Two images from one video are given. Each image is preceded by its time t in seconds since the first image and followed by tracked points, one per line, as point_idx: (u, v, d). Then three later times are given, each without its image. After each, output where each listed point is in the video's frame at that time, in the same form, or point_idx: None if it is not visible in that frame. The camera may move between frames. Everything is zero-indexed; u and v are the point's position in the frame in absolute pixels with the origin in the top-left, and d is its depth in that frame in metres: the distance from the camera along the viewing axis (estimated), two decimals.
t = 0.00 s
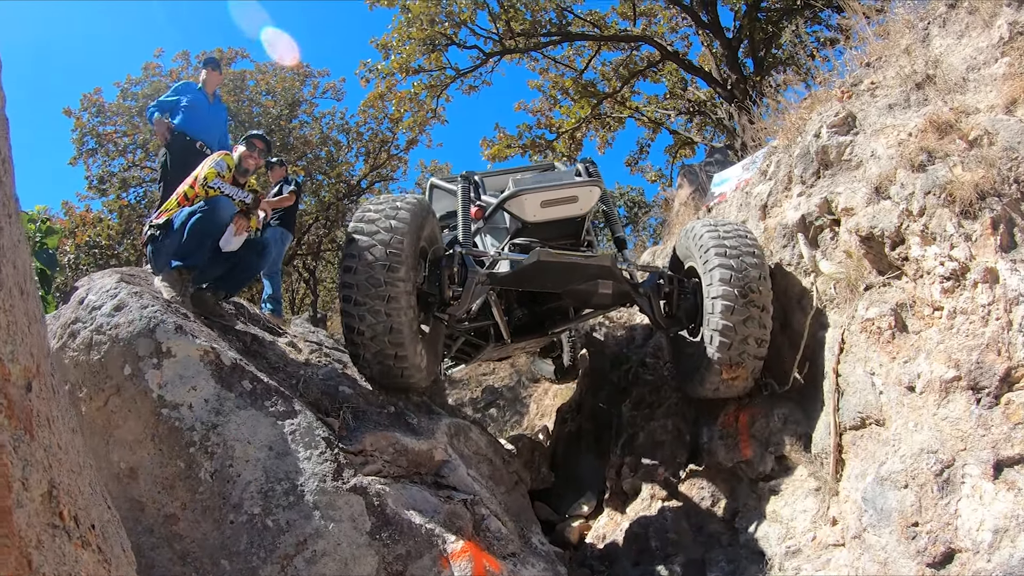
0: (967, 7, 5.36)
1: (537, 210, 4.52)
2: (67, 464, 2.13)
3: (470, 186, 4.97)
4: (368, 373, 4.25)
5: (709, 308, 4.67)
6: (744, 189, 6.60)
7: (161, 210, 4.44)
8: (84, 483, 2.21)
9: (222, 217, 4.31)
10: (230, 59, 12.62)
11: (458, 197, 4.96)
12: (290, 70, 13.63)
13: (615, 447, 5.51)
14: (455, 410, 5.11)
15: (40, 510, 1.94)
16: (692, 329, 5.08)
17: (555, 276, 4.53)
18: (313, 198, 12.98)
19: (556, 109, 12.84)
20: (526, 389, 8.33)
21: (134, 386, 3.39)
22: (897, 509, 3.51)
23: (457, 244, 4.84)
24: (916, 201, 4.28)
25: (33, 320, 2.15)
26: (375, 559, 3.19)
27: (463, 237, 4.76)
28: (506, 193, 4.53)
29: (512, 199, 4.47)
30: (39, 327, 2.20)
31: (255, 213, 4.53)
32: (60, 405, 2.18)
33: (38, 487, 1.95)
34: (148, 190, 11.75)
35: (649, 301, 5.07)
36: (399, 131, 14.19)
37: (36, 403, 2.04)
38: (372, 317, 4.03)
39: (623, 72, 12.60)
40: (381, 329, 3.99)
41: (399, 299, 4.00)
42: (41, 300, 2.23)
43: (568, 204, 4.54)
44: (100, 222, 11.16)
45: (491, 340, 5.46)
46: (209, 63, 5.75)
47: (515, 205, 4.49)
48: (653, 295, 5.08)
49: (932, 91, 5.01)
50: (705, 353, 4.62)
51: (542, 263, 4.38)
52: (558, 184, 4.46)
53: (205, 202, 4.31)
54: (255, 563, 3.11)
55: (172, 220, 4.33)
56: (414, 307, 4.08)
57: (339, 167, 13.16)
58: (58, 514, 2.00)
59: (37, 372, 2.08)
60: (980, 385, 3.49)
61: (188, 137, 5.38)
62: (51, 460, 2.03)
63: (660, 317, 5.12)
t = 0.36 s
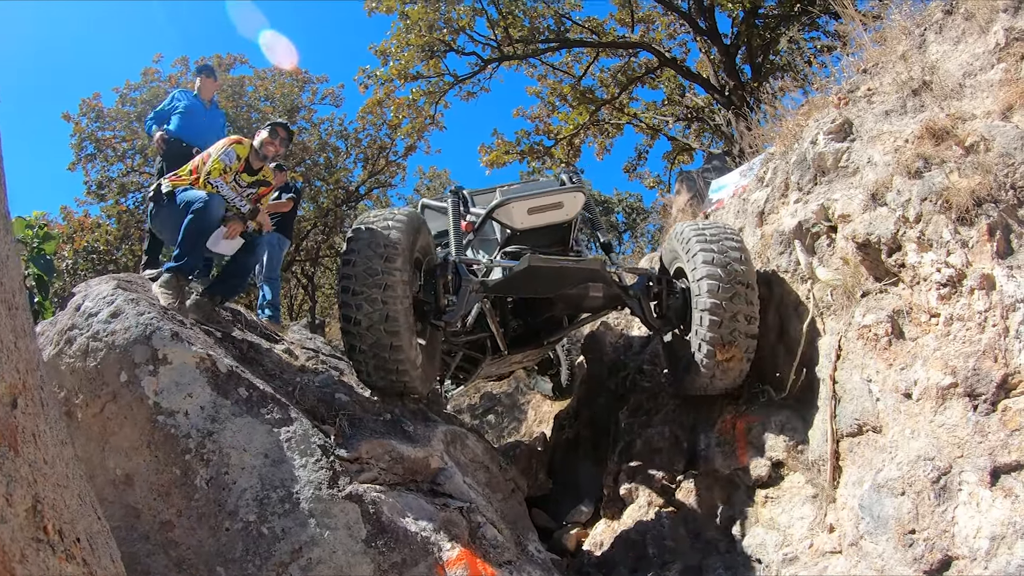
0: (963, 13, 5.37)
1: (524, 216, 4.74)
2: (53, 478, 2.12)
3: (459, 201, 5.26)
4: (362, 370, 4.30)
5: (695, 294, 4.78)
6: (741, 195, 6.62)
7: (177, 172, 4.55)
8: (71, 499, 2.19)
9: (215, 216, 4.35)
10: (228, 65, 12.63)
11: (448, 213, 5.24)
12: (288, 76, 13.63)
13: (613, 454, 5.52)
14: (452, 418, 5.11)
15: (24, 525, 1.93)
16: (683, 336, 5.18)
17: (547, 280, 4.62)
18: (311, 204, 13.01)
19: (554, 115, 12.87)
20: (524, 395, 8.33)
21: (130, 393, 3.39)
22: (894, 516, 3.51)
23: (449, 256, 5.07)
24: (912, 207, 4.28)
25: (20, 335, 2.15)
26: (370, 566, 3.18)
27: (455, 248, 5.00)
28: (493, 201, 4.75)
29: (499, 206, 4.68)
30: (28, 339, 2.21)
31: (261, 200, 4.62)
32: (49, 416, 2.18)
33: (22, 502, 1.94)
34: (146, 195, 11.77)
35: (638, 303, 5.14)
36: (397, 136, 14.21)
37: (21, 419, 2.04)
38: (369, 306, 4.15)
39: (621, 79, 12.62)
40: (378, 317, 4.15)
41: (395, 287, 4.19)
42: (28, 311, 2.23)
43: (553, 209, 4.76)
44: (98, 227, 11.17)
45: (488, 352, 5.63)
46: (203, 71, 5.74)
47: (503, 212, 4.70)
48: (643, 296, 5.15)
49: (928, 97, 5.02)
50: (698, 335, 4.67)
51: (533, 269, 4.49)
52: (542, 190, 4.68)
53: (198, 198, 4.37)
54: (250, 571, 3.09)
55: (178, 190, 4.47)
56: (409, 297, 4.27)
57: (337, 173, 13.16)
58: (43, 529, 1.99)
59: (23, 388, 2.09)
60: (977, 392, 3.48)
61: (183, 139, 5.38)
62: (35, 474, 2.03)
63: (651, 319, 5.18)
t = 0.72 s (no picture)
0: (961, 16, 5.38)
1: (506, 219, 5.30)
2: (41, 476, 2.11)
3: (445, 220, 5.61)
4: (354, 343, 4.43)
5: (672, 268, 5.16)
6: (740, 198, 6.62)
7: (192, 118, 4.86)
8: (60, 496, 2.19)
9: (203, 214, 4.34)
10: (228, 66, 12.64)
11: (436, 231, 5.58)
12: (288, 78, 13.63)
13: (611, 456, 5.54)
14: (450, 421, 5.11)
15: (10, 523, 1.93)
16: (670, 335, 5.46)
17: (536, 276, 4.92)
18: (310, 206, 13.03)
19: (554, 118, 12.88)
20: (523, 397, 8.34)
21: (127, 395, 3.38)
22: (891, 519, 3.51)
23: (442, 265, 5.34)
24: (910, 210, 4.29)
25: (11, 335, 2.16)
26: (367, 569, 3.19)
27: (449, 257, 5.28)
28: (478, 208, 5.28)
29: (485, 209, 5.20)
30: (20, 339, 2.22)
31: (267, 154, 4.90)
32: (38, 415, 2.18)
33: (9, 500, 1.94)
34: (146, 197, 11.77)
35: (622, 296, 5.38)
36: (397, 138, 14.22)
37: (9, 418, 2.03)
38: (367, 275, 4.41)
39: (620, 81, 12.63)
40: (374, 286, 4.38)
41: (389, 258, 4.47)
42: (20, 310, 2.23)
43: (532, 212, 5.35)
44: (97, 228, 11.16)
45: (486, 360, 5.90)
46: (201, 73, 5.76)
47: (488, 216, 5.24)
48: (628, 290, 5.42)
49: (926, 100, 5.02)
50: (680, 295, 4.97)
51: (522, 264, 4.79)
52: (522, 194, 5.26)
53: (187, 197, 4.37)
54: (246, 573, 3.09)
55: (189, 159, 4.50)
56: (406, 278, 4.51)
57: (337, 175, 13.15)
58: (28, 525, 1.99)
59: (12, 387, 2.09)
60: (974, 396, 3.48)
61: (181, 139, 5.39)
62: (22, 473, 2.03)
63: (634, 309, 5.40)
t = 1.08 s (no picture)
0: (962, 18, 5.37)
1: (501, 223, 5.45)
2: (33, 479, 2.10)
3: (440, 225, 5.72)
4: (354, 330, 4.40)
5: (665, 259, 5.21)
6: (739, 199, 6.63)
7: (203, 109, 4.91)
8: (54, 499, 2.17)
9: (202, 218, 4.36)
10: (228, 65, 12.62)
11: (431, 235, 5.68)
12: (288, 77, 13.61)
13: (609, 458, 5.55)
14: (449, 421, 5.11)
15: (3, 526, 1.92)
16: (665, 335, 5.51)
17: (534, 277, 5.00)
18: (309, 205, 13.03)
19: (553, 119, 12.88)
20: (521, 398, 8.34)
21: (124, 394, 3.36)
22: (890, 521, 3.50)
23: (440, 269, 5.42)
24: (909, 212, 4.28)
25: (4, 336, 2.14)
26: (364, 569, 3.18)
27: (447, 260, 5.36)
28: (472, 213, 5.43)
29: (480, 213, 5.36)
30: (14, 339, 2.21)
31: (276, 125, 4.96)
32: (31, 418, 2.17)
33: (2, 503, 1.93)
34: (145, 195, 11.76)
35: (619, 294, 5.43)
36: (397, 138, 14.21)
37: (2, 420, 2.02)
38: (367, 264, 4.44)
39: (619, 82, 12.62)
40: (375, 272, 4.40)
41: (390, 249, 4.51)
42: (15, 310, 2.23)
43: (526, 215, 5.51)
44: (96, 225, 11.14)
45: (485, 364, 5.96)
46: (201, 71, 5.75)
47: (483, 220, 5.39)
48: (624, 287, 5.47)
49: (926, 102, 5.02)
50: (672, 278, 5.03)
51: (520, 266, 4.87)
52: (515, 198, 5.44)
53: (189, 198, 4.36)
54: (243, 573, 3.08)
55: (210, 154, 4.46)
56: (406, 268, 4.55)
57: (335, 174, 13.13)
58: (21, 530, 1.97)
59: (6, 389, 2.07)
60: (973, 398, 3.47)
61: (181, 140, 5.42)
62: (14, 476, 2.01)
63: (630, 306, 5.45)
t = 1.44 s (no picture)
0: (962, 21, 5.35)
1: (500, 224, 5.42)
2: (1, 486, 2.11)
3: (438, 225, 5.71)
4: (349, 332, 4.37)
5: (666, 264, 5.19)
6: (737, 202, 6.61)
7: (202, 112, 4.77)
8: (25, 502, 2.19)
9: (206, 220, 4.30)
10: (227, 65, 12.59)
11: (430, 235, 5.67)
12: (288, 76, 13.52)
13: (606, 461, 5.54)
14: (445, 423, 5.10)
15: None
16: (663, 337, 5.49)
17: (532, 281, 5.00)
18: (308, 205, 13.01)
19: (552, 121, 12.86)
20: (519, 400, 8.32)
21: (117, 393, 3.33)
22: (887, 526, 3.48)
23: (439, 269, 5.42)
24: (908, 215, 4.26)
25: None
26: (357, 572, 3.15)
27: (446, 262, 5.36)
28: (471, 213, 5.41)
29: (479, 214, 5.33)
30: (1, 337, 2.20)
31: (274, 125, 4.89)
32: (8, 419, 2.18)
33: None
34: (143, 194, 11.74)
35: (620, 298, 5.40)
36: (396, 139, 14.19)
37: None
38: (364, 267, 4.39)
39: (619, 85, 12.60)
40: (371, 275, 4.36)
41: (388, 251, 4.46)
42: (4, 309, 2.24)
43: (525, 215, 5.47)
44: (95, 224, 11.11)
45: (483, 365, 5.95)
46: (200, 70, 5.69)
47: (482, 221, 5.36)
48: (624, 291, 5.45)
49: (926, 105, 5.00)
50: (673, 286, 5.00)
51: (519, 269, 4.86)
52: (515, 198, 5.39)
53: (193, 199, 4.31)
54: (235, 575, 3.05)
55: (220, 159, 4.42)
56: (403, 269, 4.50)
57: (334, 174, 13.10)
58: None
59: None
60: (972, 403, 3.45)
61: (179, 141, 5.38)
62: None
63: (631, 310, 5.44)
